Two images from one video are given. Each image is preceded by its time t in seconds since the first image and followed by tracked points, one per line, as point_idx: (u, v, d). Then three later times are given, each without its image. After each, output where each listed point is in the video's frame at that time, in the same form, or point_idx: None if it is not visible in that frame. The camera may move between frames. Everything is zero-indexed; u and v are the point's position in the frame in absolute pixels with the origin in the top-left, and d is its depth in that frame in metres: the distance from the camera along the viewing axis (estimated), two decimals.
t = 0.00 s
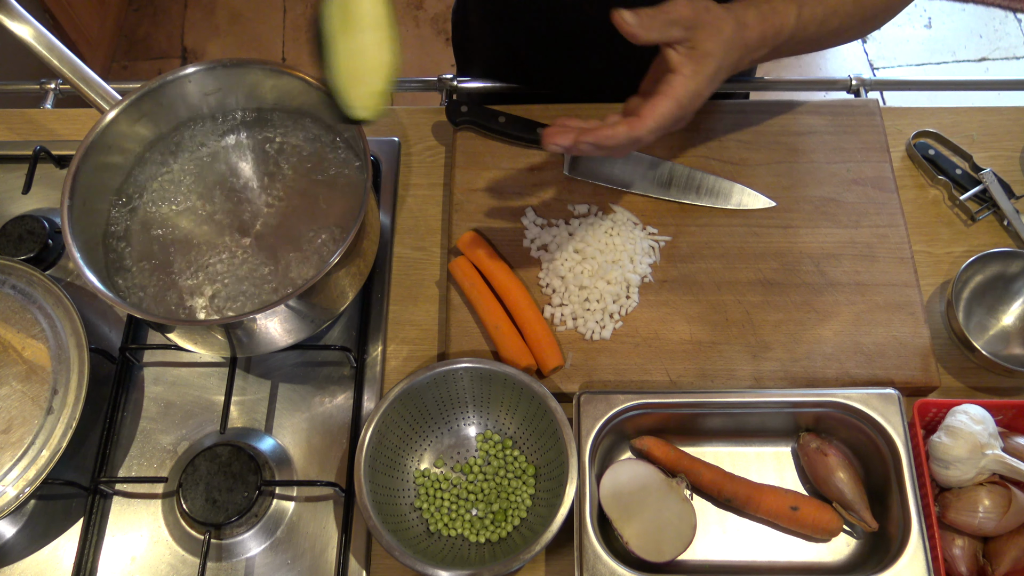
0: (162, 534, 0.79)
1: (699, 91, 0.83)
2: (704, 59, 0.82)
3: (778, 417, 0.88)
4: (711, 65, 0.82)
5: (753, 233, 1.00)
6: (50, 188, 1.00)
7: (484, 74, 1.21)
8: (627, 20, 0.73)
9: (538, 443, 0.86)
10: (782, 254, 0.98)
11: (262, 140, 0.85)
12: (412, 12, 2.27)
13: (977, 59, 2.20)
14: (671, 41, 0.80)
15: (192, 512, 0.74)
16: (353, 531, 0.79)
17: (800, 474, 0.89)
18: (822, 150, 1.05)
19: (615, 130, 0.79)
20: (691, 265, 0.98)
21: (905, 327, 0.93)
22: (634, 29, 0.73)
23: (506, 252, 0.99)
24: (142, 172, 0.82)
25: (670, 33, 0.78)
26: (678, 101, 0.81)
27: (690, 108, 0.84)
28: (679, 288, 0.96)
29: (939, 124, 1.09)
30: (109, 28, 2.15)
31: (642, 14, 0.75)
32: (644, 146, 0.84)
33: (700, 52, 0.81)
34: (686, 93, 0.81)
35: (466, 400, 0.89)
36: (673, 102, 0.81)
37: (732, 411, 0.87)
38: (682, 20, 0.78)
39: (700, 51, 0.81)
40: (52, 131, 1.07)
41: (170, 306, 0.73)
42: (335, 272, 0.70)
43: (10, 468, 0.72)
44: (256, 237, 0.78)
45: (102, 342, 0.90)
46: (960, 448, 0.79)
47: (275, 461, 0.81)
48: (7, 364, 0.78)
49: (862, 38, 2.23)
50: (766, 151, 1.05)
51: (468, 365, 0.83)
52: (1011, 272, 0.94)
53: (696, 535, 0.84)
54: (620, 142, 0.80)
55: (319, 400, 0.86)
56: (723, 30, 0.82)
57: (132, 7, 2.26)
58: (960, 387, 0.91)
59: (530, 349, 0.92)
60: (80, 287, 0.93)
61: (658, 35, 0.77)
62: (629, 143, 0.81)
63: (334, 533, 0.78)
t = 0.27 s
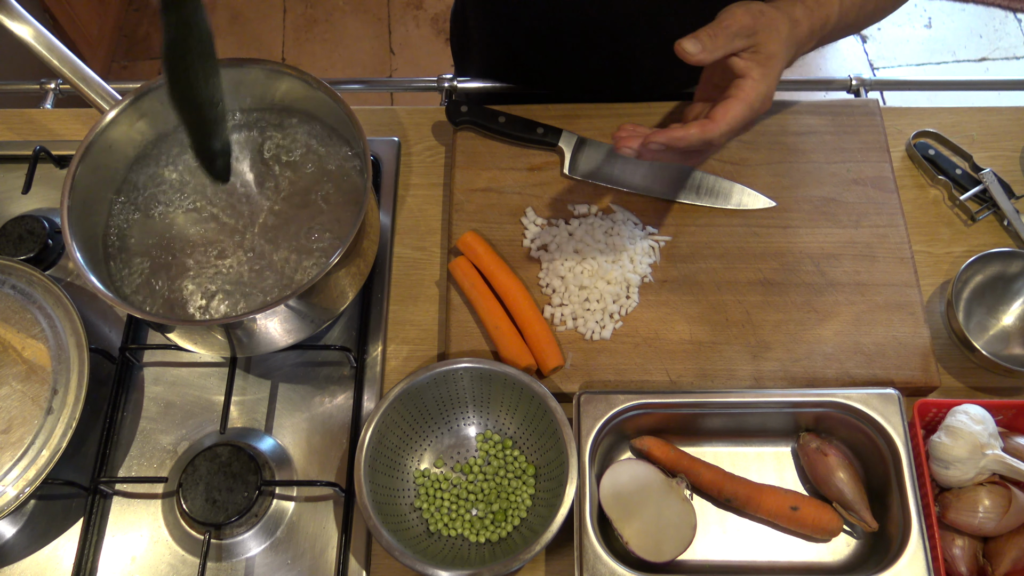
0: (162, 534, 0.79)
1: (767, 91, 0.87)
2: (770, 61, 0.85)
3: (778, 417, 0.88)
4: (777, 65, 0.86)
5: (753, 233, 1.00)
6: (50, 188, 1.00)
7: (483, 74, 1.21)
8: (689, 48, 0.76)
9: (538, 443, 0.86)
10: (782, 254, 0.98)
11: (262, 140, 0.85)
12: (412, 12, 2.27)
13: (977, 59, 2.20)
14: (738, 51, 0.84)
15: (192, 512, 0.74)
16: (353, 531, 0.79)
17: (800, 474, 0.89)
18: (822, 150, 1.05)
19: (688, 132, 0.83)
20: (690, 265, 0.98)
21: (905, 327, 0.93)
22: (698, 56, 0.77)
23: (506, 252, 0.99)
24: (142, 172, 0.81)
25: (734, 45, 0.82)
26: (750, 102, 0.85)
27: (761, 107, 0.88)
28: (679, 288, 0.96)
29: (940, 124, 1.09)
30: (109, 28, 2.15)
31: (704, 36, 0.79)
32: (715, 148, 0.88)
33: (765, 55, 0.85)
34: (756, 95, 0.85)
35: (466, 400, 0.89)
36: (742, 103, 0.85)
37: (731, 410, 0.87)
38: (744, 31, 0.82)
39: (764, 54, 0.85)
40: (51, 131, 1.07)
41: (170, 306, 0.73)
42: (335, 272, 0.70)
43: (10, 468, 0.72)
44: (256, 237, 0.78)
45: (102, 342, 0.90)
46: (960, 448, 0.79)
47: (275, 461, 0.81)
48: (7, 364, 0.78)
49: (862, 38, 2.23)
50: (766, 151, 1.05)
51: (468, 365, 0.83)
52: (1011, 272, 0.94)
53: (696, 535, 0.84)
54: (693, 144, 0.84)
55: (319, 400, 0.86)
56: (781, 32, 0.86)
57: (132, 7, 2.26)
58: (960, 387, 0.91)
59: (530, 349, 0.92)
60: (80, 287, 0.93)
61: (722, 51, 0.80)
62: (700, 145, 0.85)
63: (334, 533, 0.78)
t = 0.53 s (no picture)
0: (162, 534, 0.79)
1: (793, 81, 0.85)
2: (793, 50, 0.85)
3: (778, 417, 0.88)
4: (800, 55, 0.86)
5: (753, 233, 1.00)
6: (50, 188, 1.00)
7: (483, 74, 1.21)
8: (713, 43, 0.77)
9: (538, 444, 0.86)
10: (782, 254, 0.98)
11: (262, 139, 0.85)
12: (412, 12, 2.27)
13: (977, 59, 2.20)
14: (760, 41, 0.84)
15: (192, 512, 0.74)
16: (353, 531, 0.79)
17: (800, 474, 0.89)
18: (822, 150, 1.05)
19: (715, 121, 0.81)
20: (691, 265, 0.98)
21: (905, 327, 0.93)
22: (722, 51, 0.78)
23: (506, 252, 0.99)
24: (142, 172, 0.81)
25: (757, 36, 0.82)
26: (776, 91, 0.84)
27: (787, 97, 0.87)
28: (679, 288, 0.96)
29: (940, 124, 1.09)
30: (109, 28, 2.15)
31: (727, 30, 0.79)
32: (743, 139, 0.86)
33: (788, 44, 0.85)
34: (781, 85, 0.84)
35: (466, 400, 0.89)
36: (768, 93, 0.83)
37: (731, 410, 0.87)
38: (766, 22, 0.82)
39: (787, 44, 0.85)
40: (51, 131, 1.07)
41: (169, 306, 0.73)
42: (335, 272, 0.70)
43: (10, 468, 0.72)
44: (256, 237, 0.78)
45: (102, 342, 0.90)
46: (960, 448, 0.79)
47: (275, 461, 0.81)
48: (7, 364, 0.78)
49: (862, 38, 2.24)
50: (767, 151, 1.05)
51: (468, 365, 0.83)
52: (1011, 272, 0.94)
53: (696, 535, 0.84)
54: (719, 133, 0.82)
55: (319, 400, 0.86)
56: (802, 19, 0.86)
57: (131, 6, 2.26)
58: (960, 387, 0.91)
59: (530, 349, 0.92)
60: (80, 287, 0.93)
61: (746, 44, 0.80)
62: (728, 135, 0.83)
63: (334, 532, 0.78)
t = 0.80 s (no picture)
0: (162, 534, 0.79)
1: (802, 83, 0.85)
2: (802, 52, 0.85)
3: (778, 417, 0.88)
4: (809, 55, 0.86)
5: (753, 232, 1.00)
6: (50, 188, 1.00)
7: (483, 74, 1.21)
8: (724, 48, 0.77)
9: (538, 444, 0.86)
10: (782, 254, 0.98)
11: (262, 140, 0.85)
12: (412, 13, 2.27)
13: (977, 59, 2.20)
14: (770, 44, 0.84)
15: (192, 512, 0.74)
16: (353, 531, 0.79)
17: (800, 474, 0.89)
18: (822, 150, 1.05)
19: (724, 124, 0.81)
20: (691, 265, 0.98)
21: (905, 327, 0.93)
22: (734, 56, 0.78)
23: (506, 252, 0.99)
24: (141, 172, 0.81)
25: (766, 39, 0.82)
26: (786, 93, 0.84)
27: (795, 100, 0.87)
28: (679, 288, 0.96)
29: (939, 124, 1.09)
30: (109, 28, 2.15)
31: (737, 34, 0.79)
32: (751, 142, 0.86)
33: (798, 46, 0.85)
34: (791, 88, 0.84)
35: (466, 400, 0.89)
36: (778, 95, 0.83)
37: (731, 411, 0.87)
38: (775, 25, 0.83)
39: (797, 45, 0.85)
40: (51, 131, 1.07)
41: (169, 307, 0.73)
42: (335, 272, 0.70)
43: (10, 468, 0.72)
44: (257, 238, 0.78)
45: (102, 342, 0.90)
46: (960, 448, 0.79)
47: (275, 461, 0.81)
48: (7, 364, 0.78)
49: (862, 38, 2.24)
50: (767, 151, 1.05)
51: (468, 365, 0.83)
52: (1011, 272, 0.94)
53: (696, 535, 0.84)
54: (728, 135, 0.82)
55: (319, 400, 0.86)
56: (813, 21, 0.86)
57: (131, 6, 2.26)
58: (960, 387, 0.91)
59: (530, 349, 0.92)
60: (80, 287, 0.93)
61: (755, 48, 0.80)
62: (737, 137, 0.83)
63: (334, 532, 0.78)
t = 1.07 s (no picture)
0: (162, 534, 0.79)
1: (802, 80, 0.85)
2: (802, 49, 0.85)
3: (778, 417, 0.88)
4: (809, 52, 0.86)
5: (753, 232, 1.00)
6: (50, 188, 1.00)
7: (483, 74, 1.21)
8: (721, 47, 0.77)
9: (538, 444, 0.86)
10: (782, 254, 0.98)
11: (262, 140, 0.85)
12: (412, 12, 2.27)
13: (977, 59, 2.20)
14: (769, 41, 0.84)
15: (192, 512, 0.74)
16: (353, 531, 0.79)
17: (800, 474, 0.89)
18: (822, 150, 1.05)
19: (723, 122, 0.81)
20: (690, 265, 0.98)
21: (905, 327, 0.93)
22: (731, 54, 0.78)
23: (506, 252, 0.99)
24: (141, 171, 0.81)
25: (764, 36, 0.82)
26: (786, 91, 0.84)
27: (796, 97, 0.87)
28: (679, 288, 0.96)
29: (940, 124, 1.09)
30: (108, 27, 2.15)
31: (734, 32, 0.79)
32: (752, 140, 0.86)
33: (797, 42, 0.85)
34: (790, 85, 0.84)
35: (466, 400, 0.89)
36: (778, 92, 0.83)
37: (731, 411, 0.87)
38: (774, 22, 0.83)
39: (797, 42, 0.85)
40: (51, 131, 1.07)
41: (169, 307, 0.73)
42: (335, 272, 0.70)
43: (10, 468, 0.72)
44: (257, 238, 0.78)
45: (102, 342, 0.90)
46: (960, 448, 0.79)
47: (275, 461, 0.81)
48: (7, 364, 0.78)
49: (862, 38, 2.24)
50: (767, 151, 1.05)
51: (468, 365, 0.83)
52: (1011, 272, 0.94)
53: (696, 535, 0.84)
54: (727, 134, 0.83)
55: (319, 400, 0.86)
56: (812, 18, 0.86)
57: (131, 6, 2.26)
58: (960, 387, 0.91)
59: (530, 349, 0.92)
60: (80, 287, 0.93)
61: (753, 45, 0.80)
62: (736, 135, 0.83)
63: (334, 532, 0.78)
